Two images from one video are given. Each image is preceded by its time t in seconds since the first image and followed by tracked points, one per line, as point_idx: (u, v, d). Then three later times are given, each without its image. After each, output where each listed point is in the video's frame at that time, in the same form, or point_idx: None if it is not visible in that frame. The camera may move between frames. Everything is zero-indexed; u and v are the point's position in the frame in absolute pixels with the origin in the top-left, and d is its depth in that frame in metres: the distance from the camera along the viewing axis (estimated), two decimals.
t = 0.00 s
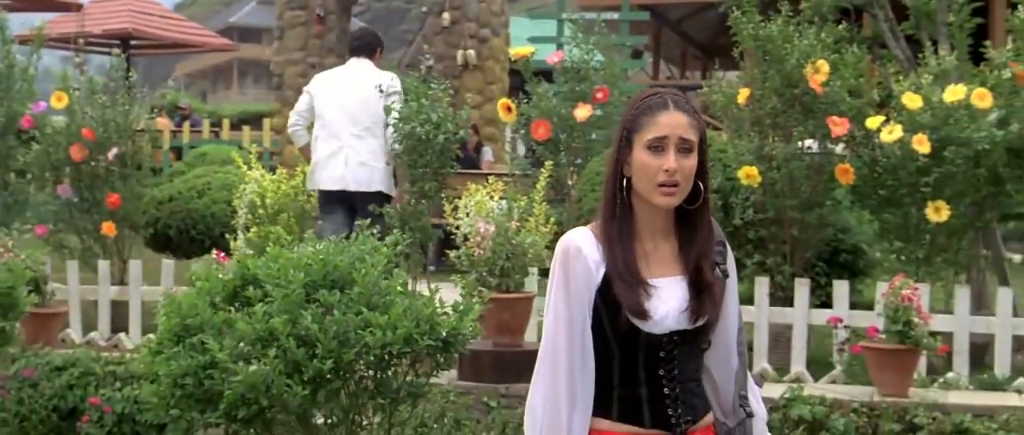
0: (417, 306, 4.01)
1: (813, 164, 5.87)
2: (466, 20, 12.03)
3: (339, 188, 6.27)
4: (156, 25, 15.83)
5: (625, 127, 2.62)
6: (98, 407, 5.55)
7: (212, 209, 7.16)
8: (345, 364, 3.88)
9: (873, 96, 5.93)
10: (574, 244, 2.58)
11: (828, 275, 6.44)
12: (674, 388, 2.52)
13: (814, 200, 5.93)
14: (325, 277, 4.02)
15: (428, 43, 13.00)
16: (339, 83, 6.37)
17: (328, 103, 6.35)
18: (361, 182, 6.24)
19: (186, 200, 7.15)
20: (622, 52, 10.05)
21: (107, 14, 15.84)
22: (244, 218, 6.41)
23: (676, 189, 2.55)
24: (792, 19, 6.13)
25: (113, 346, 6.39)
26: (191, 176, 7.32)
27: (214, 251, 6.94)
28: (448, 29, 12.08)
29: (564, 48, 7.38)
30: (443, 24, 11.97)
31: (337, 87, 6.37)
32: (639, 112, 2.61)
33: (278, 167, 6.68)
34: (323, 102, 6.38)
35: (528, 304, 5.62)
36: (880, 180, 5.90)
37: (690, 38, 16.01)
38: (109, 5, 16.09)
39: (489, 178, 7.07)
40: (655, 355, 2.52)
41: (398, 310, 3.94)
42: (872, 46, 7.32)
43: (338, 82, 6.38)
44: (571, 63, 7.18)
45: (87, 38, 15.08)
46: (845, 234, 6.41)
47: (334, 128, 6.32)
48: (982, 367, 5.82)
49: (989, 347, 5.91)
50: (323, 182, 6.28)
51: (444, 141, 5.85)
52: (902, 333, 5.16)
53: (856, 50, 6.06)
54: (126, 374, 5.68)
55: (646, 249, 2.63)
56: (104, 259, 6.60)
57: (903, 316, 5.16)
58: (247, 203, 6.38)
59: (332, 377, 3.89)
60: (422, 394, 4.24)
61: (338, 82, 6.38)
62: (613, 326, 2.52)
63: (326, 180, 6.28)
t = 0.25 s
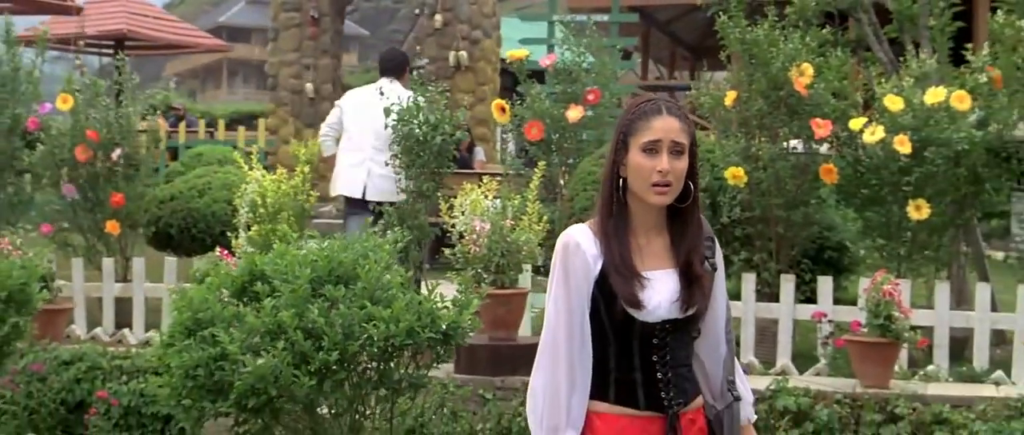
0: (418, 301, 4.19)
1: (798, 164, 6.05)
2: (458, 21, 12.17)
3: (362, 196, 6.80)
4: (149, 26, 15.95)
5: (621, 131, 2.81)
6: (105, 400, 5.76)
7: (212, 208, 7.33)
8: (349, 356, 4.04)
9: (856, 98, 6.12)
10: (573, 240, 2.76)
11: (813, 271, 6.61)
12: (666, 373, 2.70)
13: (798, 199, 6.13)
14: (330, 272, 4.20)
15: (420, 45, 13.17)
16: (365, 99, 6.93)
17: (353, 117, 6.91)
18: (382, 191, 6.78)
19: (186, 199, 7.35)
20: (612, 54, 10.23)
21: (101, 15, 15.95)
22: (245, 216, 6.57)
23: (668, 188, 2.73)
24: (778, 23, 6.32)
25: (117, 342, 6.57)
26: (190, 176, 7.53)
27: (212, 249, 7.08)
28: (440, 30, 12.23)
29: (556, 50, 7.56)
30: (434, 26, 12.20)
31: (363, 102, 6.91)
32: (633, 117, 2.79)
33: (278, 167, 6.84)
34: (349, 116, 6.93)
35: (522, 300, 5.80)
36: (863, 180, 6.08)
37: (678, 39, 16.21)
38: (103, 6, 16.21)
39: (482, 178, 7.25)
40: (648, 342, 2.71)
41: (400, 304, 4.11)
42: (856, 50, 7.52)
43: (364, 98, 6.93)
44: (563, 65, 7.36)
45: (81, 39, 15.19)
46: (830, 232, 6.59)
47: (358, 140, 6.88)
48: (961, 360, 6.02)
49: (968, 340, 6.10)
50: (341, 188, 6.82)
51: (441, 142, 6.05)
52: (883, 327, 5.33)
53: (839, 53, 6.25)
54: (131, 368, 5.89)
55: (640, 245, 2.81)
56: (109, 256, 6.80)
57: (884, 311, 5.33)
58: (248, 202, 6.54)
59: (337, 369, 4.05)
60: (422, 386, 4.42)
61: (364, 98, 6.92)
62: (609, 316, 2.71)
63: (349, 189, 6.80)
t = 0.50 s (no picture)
0: (422, 296, 4.37)
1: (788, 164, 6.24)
2: (455, 23, 12.34)
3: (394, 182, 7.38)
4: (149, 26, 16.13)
5: (620, 135, 3.00)
6: (116, 394, 5.98)
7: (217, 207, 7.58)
8: (356, 349, 4.23)
9: (844, 100, 6.31)
10: (575, 236, 2.95)
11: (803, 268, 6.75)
12: (662, 360, 2.90)
13: (788, 198, 6.31)
14: (337, 268, 4.39)
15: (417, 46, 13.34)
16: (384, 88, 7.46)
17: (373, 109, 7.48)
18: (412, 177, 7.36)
19: (191, 199, 7.61)
20: (606, 56, 10.41)
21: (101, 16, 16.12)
22: (250, 215, 6.74)
23: (664, 188, 2.93)
24: (768, 28, 6.51)
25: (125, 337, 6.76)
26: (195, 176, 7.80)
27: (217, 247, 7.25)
28: (437, 32, 12.37)
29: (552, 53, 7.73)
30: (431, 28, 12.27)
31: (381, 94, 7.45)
32: (632, 122, 2.99)
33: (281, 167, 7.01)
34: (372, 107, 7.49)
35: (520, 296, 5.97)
36: (851, 179, 6.27)
37: (671, 40, 16.40)
38: (103, 7, 16.38)
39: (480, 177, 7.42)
40: (645, 331, 2.90)
41: (406, 298, 4.29)
42: (845, 53, 7.70)
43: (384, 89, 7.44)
44: (559, 67, 7.54)
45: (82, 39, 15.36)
46: (820, 230, 6.76)
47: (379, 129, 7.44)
48: (945, 354, 6.21)
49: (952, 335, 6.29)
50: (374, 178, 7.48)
51: (442, 143, 6.30)
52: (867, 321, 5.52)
53: (828, 56, 6.44)
54: (140, 362, 6.13)
55: (637, 241, 3.00)
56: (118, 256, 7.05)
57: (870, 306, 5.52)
58: (253, 201, 6.71)
59: (345, 361, 4.24)
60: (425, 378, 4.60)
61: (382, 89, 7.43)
62: (608, 306, 2.90)
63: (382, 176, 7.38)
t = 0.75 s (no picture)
0: (428, 292, 4.57)
1: (780, 165, 6.43)
2: (455, 25, 12.53)
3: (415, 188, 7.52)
4: (151, 28, 16.31)
5: (620, 139, 3.22)
6: (130, 387, 6.20)
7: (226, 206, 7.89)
8: (365, 342, 4.43)
9: (833, 102, 6.51)
10: (578, 233, 3.15)
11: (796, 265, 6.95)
12: (658, 348, 3.11)
13: (780, 197, 6.50)
14: (346, 265, 4.59)
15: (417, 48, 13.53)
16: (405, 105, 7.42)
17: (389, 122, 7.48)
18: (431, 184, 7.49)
19: (199, 198, 7.88)
20: (603, 57, 10.61)
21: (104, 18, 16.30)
22: (258, 215, 6.92)
23: (661, 188, 3.15)
24: (760, 32, 6.70)
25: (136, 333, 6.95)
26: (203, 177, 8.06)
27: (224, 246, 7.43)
28: (437, 34, 12.56)
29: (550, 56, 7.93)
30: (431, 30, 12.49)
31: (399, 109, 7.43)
32: (631, 127, 3.21)
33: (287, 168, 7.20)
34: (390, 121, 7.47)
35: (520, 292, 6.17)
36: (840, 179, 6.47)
37: (667, 41, 16.61)
38: (105, 9, 16.56)
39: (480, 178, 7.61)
40: (642, 321, 3.12)
41: (413, 294, 4.49)
42: (835, 56, 7.90)
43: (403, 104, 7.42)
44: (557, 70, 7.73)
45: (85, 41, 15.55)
46: (812, 229, 6.95)
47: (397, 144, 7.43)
48: (932, 349, 6.41)
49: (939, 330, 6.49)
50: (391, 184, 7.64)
51: (446, 144, 6.56)
52: (855, 315, 5.72)
53: (818, 60, 6.64)
54: (153, 357, 6.37)
55: (635, 238, 3.22)
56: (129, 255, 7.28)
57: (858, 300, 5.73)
58: (261, 201, 6.89)
59: (355, 353, 4.44)
60: (429, 370, 4.81)
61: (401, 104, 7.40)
62: (608, 298, 3.11)
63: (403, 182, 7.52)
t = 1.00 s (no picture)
0: (433, 287, 4.78)
1: (772, 165, 6.63)
2: (456, 28, 12.74)
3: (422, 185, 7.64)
4: (156, 30, 16.51)
5: (618, 143, 3.43)
6: (143, 380, 6.41)
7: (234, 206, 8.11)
8: (373, 334, 4.63)
9: (824, 104, 6.71)
10: (579, 230, 3.36)
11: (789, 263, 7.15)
12: (654, 337, 3.33)
13: (773, 196, 6.69)
14: (355, 262, 4.80)
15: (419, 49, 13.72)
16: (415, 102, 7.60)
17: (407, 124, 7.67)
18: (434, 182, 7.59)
19: (209, 198, 8.11)
20: (602, 59, 10.82)
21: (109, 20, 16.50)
22: (267, 214, 7.12)
23: (657, 189, 3.36)
24: (753, 36, 6.91)
25: (148, 329, 7.15)
26: (212, 177, 8.29)
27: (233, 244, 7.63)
28: (439, 36, 12.77)
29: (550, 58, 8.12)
30: (434, 32, 12.73)
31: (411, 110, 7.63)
32: (629, 132, 3.42)
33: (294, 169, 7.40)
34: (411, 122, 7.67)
35: (521, 289, 6.38)
36: (831, 178, 6.67)
37: (666, 42, 16.81)
38: (111, 11, 16.76)
39: (483, 178, 7.81)
40: (639, 312, 3.33)
41: (419, 289, 4.70)
42: (828, 58, 8.10)
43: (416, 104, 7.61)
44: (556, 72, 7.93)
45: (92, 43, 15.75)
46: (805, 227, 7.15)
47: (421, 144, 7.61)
48: (919, 343, 6.61)
49: (927, 325, 6.69)
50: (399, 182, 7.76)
51: (449, 145, 6.77)
52: (844, 310, 5.94)
53: (809, 63, 6.84)
54: (166, 352, 6.57)
55: (632, 235, 3.43)
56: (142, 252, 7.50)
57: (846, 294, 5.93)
58: (270, 201, 7.09)
59: (363, 346, 4.64)
60: (434, 362, 5.02)
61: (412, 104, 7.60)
62: (608, 290, 3.33)
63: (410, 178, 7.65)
